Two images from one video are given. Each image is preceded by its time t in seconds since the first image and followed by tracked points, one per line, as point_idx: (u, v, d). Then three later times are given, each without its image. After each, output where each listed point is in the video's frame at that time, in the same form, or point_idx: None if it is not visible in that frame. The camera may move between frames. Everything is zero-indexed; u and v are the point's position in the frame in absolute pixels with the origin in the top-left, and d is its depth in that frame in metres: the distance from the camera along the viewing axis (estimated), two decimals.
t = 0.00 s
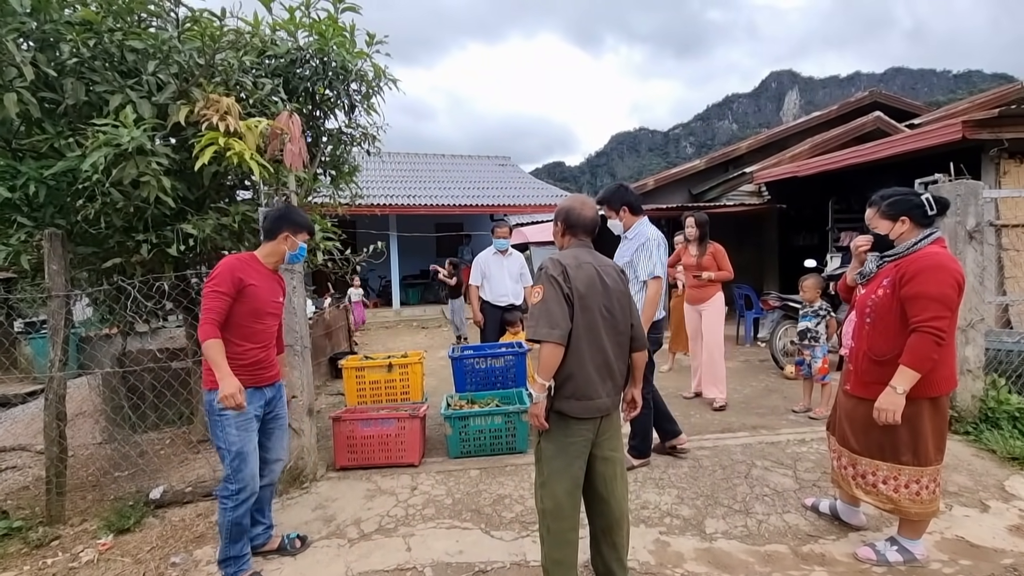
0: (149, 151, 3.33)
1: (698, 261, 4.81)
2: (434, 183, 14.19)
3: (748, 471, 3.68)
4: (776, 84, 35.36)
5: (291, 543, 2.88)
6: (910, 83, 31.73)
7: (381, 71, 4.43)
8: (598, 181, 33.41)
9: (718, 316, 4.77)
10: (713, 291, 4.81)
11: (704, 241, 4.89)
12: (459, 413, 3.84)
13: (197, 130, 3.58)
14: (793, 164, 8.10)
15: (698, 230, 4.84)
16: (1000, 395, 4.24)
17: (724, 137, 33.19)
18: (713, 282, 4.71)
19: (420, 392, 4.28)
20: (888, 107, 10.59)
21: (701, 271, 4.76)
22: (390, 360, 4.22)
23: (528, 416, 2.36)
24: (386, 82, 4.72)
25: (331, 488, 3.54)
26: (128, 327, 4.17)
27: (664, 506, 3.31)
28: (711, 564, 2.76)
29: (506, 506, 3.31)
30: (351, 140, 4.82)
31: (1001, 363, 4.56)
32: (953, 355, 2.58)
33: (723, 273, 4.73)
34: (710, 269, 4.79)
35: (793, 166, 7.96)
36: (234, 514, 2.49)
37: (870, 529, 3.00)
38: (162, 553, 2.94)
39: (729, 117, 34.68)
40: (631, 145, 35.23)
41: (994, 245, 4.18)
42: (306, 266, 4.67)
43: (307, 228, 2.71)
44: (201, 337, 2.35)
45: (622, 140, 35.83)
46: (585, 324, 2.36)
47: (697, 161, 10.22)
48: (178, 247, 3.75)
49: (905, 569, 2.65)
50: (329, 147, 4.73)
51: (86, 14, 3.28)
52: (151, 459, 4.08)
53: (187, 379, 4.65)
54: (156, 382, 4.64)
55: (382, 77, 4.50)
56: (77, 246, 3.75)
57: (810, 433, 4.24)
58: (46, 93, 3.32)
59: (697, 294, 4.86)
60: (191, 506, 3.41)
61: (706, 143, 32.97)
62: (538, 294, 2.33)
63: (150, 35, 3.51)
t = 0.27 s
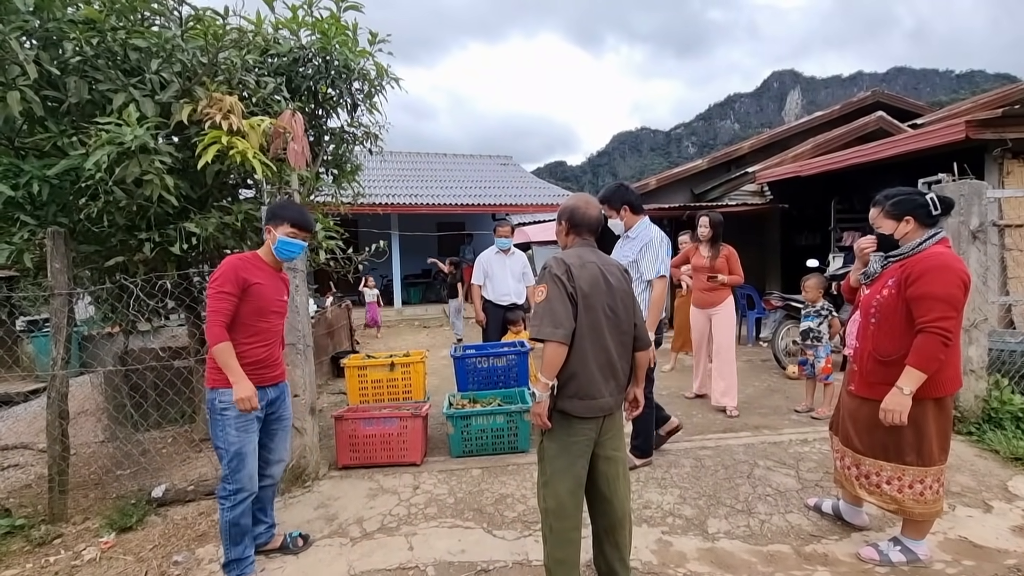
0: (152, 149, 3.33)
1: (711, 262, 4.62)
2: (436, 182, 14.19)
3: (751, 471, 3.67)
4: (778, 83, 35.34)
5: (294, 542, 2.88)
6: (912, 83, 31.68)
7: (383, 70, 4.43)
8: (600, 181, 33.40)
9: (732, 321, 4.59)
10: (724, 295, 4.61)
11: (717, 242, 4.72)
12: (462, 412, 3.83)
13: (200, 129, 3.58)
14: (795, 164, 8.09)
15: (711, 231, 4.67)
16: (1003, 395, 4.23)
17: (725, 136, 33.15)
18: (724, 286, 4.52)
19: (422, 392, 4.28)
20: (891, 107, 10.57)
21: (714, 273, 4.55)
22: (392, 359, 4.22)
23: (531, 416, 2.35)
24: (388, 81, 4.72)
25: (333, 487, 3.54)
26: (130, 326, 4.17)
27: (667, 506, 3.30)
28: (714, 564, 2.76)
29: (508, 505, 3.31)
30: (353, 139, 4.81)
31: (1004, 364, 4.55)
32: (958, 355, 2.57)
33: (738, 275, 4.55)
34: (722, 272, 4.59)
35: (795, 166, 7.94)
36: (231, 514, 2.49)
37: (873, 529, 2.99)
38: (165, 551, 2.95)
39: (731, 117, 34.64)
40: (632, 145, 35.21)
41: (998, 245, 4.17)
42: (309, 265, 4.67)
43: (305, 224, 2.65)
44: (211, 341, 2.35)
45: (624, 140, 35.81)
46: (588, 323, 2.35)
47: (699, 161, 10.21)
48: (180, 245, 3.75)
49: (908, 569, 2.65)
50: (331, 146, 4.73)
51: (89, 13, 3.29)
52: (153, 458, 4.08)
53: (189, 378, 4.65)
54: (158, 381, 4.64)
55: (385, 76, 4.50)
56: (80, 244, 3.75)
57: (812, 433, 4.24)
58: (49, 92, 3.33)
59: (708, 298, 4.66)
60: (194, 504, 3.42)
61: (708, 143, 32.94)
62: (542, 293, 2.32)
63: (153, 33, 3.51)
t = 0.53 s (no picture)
0: (154, 148, 3.34)
1: (726, 261, 4.50)
2: (437, 181, 14.19)
3: (753, 471, 3.67)
4: (779, 83, 35.31)
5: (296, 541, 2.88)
6: (914, 83, 31.62)
7: (386, 69, 4.43)
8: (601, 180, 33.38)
9: (743, 321, 4.54)
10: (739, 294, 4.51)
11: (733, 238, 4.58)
12: (464, 412, 3.83)
13: (202, 127, 3.58)
14: (797, 164, 8.07)
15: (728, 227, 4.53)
16: (1006, 395, 4.23)
17: (727, 135, 33.10)
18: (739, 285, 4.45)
19: (424, 390, 4.28)
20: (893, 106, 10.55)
21: (730, 272, 4.46)
22: (394, 358, 4.21)
23: (535, 416, 2.35)
24: (391, 80, 4.71)
25: (335, 485, 3.54)
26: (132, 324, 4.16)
27: (669, 505, 3.30)
28: (716, 564, 2.75)
29: (510, 504, 3.31)
30: (355, 137, 4.81)
31: (1007, 364, 4.54)
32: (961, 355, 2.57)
33: (752, 275, 4.48)
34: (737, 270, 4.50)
35: (798, 165, 7.92)
36: (234, 526, 2.40)
37: (875, 529, 2.99)
38: (167, 550, 2.95)
39: (733, 117, 34.59)
40: (634, 144, 35.18)
41: (1001, 244, 4.16)
42: (311, 264, 4.67)
43: (280, 217, 2.51)
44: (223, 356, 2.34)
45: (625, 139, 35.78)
46: (592, 323, 2.35)
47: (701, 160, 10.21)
48: (183, 244, 3.75)
49: (911, 569, 2.64)
50: (333, 145, 4.72)
51: (91, 11, 3.28)
52: (155, 456, 4.08)
53: (191, 376, 4.66)
54: (160, 379, 4.64)
55: (387, 74, 4.49)
56: (82, 242, 3.77)
57: (814, 432, 4.23)
58: (51, 90, 3.33)
59: (720, 297, 4.54)
60: (196, 502, 3.42)
61: (709, 142, 32.90)
62: (546, 293, 2.32)
63: (156, 32, 3.51)
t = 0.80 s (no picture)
0: (157, 147, 3.34)
1: (733, 261, 4.48)
2: (439, 180, 14.19)
3: (755, 471, 3.66)
4: (782, 82, 35.26)
5: (299, 542, 2.87)
6: (917, 82, 31.54)
7: (388, 69, 4.43)
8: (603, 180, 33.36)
9: (746, 321, 4.55)
10: (745, 295, 4.50)
11: (740, 239, 4.56)
12: (465, 412, 3.84)
13: (205, 127, 3.59)
14: (800, 163, 8.05)
15: (735, 227, 4.50)
16: (1010, 396, 4.21)
17: (729, 135, 33.06)
18: (746, 285, 4.44)
19: (425, 390, 4.27)
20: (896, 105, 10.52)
21: (737, 273, 4.45)
22: (396, 358, 4.21)
23: (538, 416, 2.34)
24: (392, 79, 4.72)
25: (337, 485, 3.54)
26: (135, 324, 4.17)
27: (671, 506, 3.30)
28: (718, 564, 2.75)
29: (512, 504, 3.31)
30: (357, 137, 4.81)
31: (1011, 364, 4.53)
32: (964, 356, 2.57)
33: (758, 275, 4.49)
34: (742, 270, 4.50)
35: (800, 165, 7.90)
36: (234, 536, 2.34)
37: (877, 530, 2.98)
38: (169, 549, 2.95)
39: (735, 116, 34.54)
40: (636, 144, 35.15)
41: (1004, 244, 4.15)
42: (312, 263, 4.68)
43: (258, 210, 2.37)
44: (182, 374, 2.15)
45: (627, 139, 35.75)
46: (595, 324, 2.34)
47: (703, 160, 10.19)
48: (185, 244, 3.75)
49: (914, 570, 2.63)
50: (335, 145, 4.73)
51: (94, 11, 3.29)
52: (158, 455, 4.09)
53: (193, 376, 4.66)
54: (162, 378, 4.65)
55: (389, 74, 4.50)
56: (84, 242, 3.77)
57: (816, 433, 4.22)
58: (54, 90, 3.33)
59: (726, 297, 4.52)
60: (198, 501, 3.42)
61: (712, 142, 32.85)
62: (548, 293, 2.32)
63: (158, 32, 3.52)
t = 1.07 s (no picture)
0: (159, 147, 3.35)
1: (735, 260, 4.46)
2: (441, 180, 14.19)
3: (757, 471, 3.66)
4: (785, 81, 35.19)
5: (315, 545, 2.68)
6: (921, 81, 31.42)
7: (390, 68, 4.43)
8: (605, 179, 33.33)
9: (747, 320, 4.54)
10: (746, 294, 4.49)
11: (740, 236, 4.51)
12: (467, 411, 3.84)
13: (207, 127, 3.60)
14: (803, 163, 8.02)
15: (735, 225, 4.47)
16: (1013, 396, 4.20)
17: (731, 135, 33.01)
18: (748, 284, 4.44)
19: (427, 390, 4.26)
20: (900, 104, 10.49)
21: (740, 271, 4.44)
22: (397, 357, 4.21)
23: (540, 416, 2.34)
24: (394, 79, 4.72)
25: (339, 484, 3.55)
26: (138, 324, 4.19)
27: (673, 505, 3.29)
28: (720, 564, 2.75)
29: (514, 503, 3.31)
30: (359, 137, 4.82)
31: (1015, 364, 4.51)
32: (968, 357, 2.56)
33: (759, 273, 4.50)
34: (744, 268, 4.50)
35: (803, 164, 7.88)
36: (225, 542, 2.24)
37: (880, 530, 2.98)
38: (172, 547, 2.96)
39: (738, 115, 34.48)
40: (638, 143, 35.11)
41: (1008, 244, 4.13)
42: (315, 263, 4.68)
43: (226, 203, 2.17)
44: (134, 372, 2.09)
45: (630, 138, 35.71)
46: (596, 324, 2.34)
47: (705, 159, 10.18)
48: (188, 243, 3.76)
49: (916, 570, 2.63)
50: (337, 144, 4.73)
51: (97, 10, 3.30)
52: (161, 454, 4.11)
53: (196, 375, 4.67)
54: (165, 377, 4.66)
55: (391, 73, 4.50)
56: (88, 241, 3.77)
57: (819, 433, 4.21)
58: (58, 89, 3.34)
59: (727, 297, 4.51)
60: (201, 500, 3.43)
61: (714, 141, 32.78)
62: (549, 294, 2.32)
63: (161, 31, 3.52)
